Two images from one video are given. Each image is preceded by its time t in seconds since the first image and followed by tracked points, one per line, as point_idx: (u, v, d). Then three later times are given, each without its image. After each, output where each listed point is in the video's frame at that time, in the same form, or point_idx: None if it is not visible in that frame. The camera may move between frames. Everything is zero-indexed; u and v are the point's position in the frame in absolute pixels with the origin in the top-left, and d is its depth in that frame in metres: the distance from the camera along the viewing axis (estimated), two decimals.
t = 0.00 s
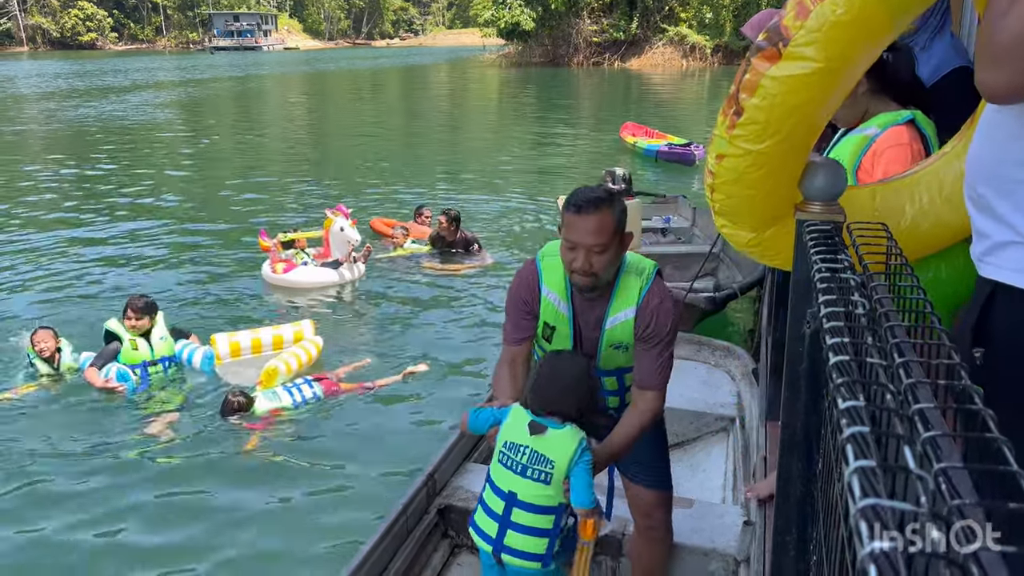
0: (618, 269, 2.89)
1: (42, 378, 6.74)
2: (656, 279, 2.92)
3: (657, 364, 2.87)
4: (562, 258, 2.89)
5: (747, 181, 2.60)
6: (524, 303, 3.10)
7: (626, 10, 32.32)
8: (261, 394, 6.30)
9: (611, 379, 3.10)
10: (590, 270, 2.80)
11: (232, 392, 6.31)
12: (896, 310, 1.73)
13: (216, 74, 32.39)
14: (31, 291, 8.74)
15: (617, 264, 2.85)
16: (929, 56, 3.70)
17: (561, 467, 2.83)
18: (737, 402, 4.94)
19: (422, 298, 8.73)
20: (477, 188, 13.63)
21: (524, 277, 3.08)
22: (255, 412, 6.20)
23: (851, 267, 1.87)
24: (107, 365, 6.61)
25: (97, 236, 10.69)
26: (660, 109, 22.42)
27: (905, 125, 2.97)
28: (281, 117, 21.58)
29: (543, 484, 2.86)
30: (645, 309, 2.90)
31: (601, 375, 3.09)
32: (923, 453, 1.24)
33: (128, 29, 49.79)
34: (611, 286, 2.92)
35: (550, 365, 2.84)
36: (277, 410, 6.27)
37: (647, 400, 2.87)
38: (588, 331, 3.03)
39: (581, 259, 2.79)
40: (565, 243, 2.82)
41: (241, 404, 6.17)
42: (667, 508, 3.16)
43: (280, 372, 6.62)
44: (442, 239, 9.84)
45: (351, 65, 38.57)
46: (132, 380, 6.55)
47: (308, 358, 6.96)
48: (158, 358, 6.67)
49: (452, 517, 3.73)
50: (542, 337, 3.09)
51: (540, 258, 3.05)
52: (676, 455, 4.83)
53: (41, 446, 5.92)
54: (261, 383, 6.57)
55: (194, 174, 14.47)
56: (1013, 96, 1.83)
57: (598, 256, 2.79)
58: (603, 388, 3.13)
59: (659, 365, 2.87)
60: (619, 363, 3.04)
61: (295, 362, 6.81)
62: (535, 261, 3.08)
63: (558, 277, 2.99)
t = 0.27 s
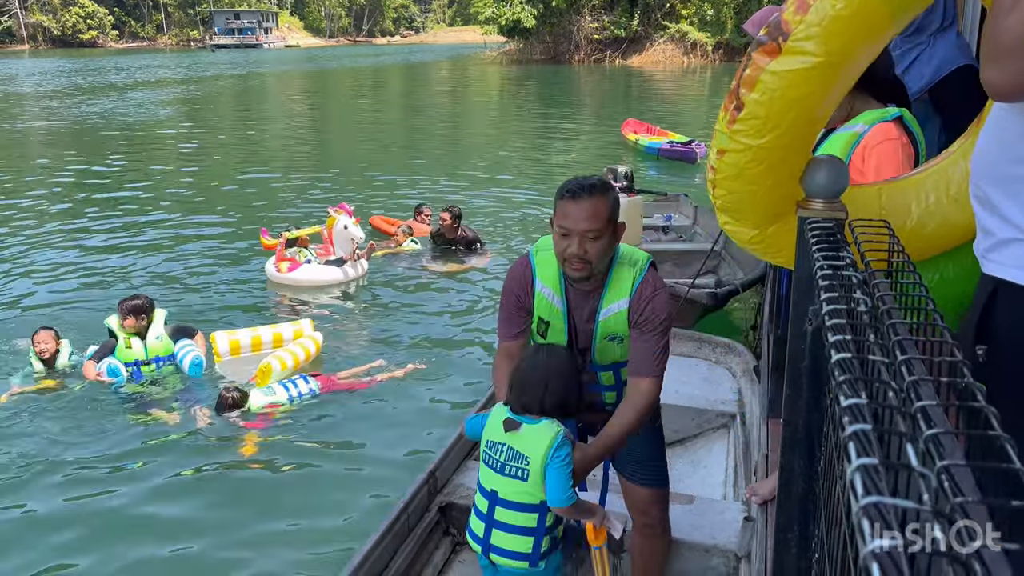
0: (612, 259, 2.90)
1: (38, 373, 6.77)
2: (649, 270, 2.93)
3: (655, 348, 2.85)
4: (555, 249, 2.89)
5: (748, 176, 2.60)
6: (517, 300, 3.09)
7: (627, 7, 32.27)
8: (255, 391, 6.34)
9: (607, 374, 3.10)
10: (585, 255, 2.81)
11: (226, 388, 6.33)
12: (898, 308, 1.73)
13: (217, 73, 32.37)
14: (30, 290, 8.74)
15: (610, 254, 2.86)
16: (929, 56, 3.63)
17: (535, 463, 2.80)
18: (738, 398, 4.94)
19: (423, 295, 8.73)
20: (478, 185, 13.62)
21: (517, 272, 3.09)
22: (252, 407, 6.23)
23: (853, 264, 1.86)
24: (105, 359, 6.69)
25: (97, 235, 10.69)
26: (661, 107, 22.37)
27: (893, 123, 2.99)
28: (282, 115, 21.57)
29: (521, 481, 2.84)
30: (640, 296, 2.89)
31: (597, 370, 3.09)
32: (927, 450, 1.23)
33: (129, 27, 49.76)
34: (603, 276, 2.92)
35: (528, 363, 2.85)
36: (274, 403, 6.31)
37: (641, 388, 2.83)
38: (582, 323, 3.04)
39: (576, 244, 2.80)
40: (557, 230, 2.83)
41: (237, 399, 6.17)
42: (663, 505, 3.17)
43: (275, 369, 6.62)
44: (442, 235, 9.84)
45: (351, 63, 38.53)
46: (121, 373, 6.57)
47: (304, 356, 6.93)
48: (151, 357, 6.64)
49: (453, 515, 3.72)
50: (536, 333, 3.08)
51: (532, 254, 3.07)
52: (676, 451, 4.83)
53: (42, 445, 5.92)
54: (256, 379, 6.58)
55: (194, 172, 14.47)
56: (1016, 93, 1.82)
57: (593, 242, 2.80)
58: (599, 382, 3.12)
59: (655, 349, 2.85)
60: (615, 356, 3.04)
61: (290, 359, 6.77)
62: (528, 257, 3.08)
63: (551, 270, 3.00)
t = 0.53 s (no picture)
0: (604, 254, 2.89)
1: (37, 369, 6.79)
2: (640, 266, 2.90)
3: (642, 341, 2.81)
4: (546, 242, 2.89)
5: (749, 172, 2.59)
6: (512, 293, 3.10)
7: (627, 5, 32.23)
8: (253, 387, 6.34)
9: (598, 369, 3.09)
10: (577, 251, 2.80)
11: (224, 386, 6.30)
12: (899, 304, 1.73)
13: (216, 70, 32.32)
14: (30, 288, 8.72)
15: (602, 249, 2.85)
16: (929, 52, 3.63)
17: (511, 457, 2.76)
18: (737, 395, 4.93)
19: (424, 293, 8.73)
20: (478, 183, 13.61)
21: (511, 266, 3.09)
22: (250, 403, 6.21)
23: (854, 261, 1.86)
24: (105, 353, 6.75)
25: (97, 232, 10.68)
26: (661, 104, 22.35)
27: (874, 120, 2.95)
28: (281, 113, 21.55)
29: (500, 477, 2.81)
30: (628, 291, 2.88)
31: (588, 365, 3.08)
32: (930, 446, 1.23)
33: (129, 25, 49.72)
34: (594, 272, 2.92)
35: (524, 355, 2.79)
36: (272, 398, 6.29)
37: (627, 379, 2.76)
38: (573, 318, 3.03)
39: (568, 239, 2.79)
40: (550, 224, 2.82)
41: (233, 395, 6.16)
42: (659, 502, 3.16)
43: (270, 368, 6.59)
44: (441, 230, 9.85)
45: (351, 61, 38.49)
46: (110, 369, 6.58)
47: (300, 353, 6.93)
48: (153, 357, 6.61)
49: (452, 511, 3.72)
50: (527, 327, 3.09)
51: (524, 247, 3.08)
52: (676, 448, 4.83)
53: (42, 444, 5.91)
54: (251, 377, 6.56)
55: (194, 170, 14.46)
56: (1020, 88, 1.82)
57: (585, 237, 2.79)
58: (590, 377, 3.11)
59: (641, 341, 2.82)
60: (605, 351, 3.03)
61: (286, 358, 6.76)
62: (520, 250, 3.09)
63: (542, 265, 3.00)
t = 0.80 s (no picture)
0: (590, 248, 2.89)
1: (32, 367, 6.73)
2: (627, 261, 2.91)
3: (626, 331, 2.82)
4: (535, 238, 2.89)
5: (745, 171, 2.59)
6: (499, 287, 3.09)
7: (626, 3, 32.21)
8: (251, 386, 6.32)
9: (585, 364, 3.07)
10: (565, 247, 2.80)
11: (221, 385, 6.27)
12: (896, 302, 1.72)
13: (215, 69, 32.29)
14: (28, 286, 8.70)
15: (589, 245, 2.86)
16: (927, 48, 3.62)
17: (494, 456, 2.74)
18: (735, 393, 4.94)
19: (423, 291, 8.73)
20: (477, 181, 13.60)
21: (498, 260, 3.09)
22: (250, 403, 6.20)
23: (851, 259, 1.85)
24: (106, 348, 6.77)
25: (96, 230, 10.67)
26: (660, 102, 22.34)
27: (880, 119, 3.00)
28: (280, 111, 21.53)
29: (484, 473, 2.79)
30: (614, 285, 2.88)
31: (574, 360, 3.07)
32: (926, 444, 1.22)
33: (127, 24, 49.64)
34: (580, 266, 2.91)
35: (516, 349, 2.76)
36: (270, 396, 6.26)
37: (610, 369, 2.76)
38: (558, 312, 3.03)
39: (557, 235, 2.79)
40: (538, 221, 2.82)
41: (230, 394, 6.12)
42: (651, 498, 3.15)
43: (268, 367, 6.58)
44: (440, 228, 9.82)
45: (349, 59, 38.45)
46: (105, 365, 6.55)
47: (299, 352, 6.92)
48: (152, 352, 6.64)
49: (450, 510, 3.72)
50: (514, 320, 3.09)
51: (511, 241, 3.07)
52: (674, 447, 4.85)
53: (40, 442, 5.89)
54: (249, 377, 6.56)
55: (192, 168, 14.44)
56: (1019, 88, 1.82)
57: (574, 233, 2.79)
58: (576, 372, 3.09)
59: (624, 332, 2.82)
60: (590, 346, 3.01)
61: (284, 357, 6.74)
62: (507, 244, 3.08)
63: (529, 258, 2.99)
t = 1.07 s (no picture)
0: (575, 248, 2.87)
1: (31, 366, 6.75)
2: (608, 258, 2.88)
3: (611, 326, 2.80)
4: (522, 239, 2.87)
5: (742, 174, 2.59)
6: (483, 287, 3.07)
7: (624, 2, 32.20)
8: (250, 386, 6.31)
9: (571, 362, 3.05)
10: (554, 248, 2.80)
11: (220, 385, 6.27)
12: (892, 302, 1.73)
13: (213, 67, 32.24)
14: (26, 285, 8.67)
15: (575, 244, 2.85)
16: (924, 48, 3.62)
17: (492, 457, 2.74)
18: (731, 390, 4.94)
19: (421, 289, 8.73)
20: (475, 179, 13.61)
21: (481, 260, 3.06)
22: (248, 403, 6.19)
23: (847, 259, 1.86)
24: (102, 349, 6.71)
25: (93, 229, 10.66)
26: (658, 101, 22.33)
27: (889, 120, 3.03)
28: (278, 109, 21.52)
29: (481, 475, 2.79)
30: (598, 282, 2.85)
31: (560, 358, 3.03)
32: (921, 444, 1.23)
33: (125, 22, 49.57)
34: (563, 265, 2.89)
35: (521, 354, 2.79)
36: (269, 397, 6.26)
37: (596, 364, 2.75)
38: (541, 309, 3.00)
39: (545, 236, 2.78)
40: (526, 223, 2.81)
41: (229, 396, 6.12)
42: (640, 494, 3.16)
43: (266, 367, 6.59)
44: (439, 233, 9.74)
45: (347, 58, 38.43)
46: (109, 365, 6.53)
47: (299, 351, 6.92)
48: (151, 349, 6.66)
49: (446, 512, 3.73)
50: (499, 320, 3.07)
51: (493, 240, 3.05)
52: (671, 446, 4.84)
53: (38, 443, 5.87)
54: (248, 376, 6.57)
55: (190, 167, 14.43)
56: (1017, 91, 1.82)
57: (563, 234, 2.79)
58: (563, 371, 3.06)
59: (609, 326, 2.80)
60: (574, 343, 2.99)
61: (284, 357, 6.73)
62: (490, 241, 3.06)
63: (512, 257, 2.97)
